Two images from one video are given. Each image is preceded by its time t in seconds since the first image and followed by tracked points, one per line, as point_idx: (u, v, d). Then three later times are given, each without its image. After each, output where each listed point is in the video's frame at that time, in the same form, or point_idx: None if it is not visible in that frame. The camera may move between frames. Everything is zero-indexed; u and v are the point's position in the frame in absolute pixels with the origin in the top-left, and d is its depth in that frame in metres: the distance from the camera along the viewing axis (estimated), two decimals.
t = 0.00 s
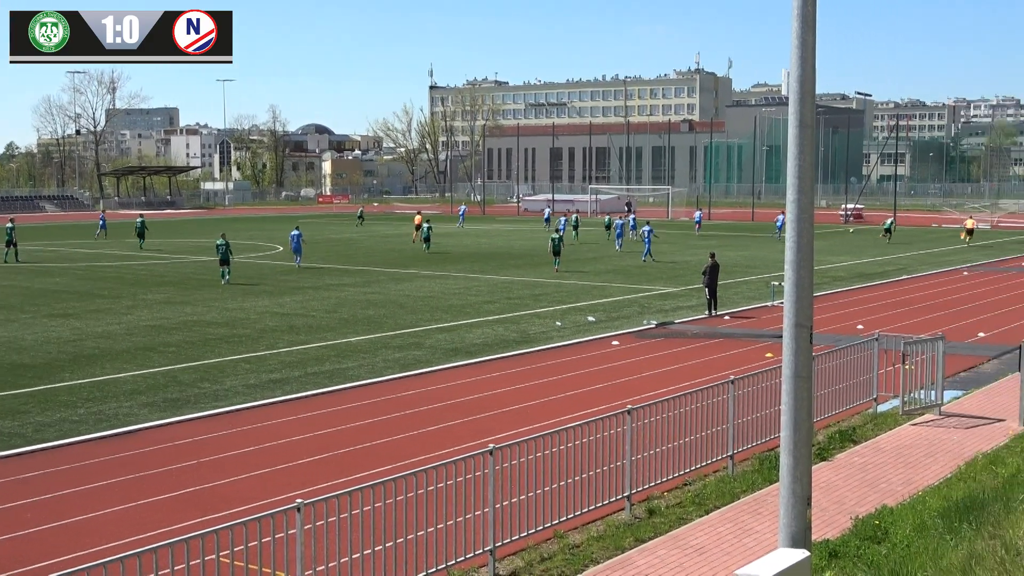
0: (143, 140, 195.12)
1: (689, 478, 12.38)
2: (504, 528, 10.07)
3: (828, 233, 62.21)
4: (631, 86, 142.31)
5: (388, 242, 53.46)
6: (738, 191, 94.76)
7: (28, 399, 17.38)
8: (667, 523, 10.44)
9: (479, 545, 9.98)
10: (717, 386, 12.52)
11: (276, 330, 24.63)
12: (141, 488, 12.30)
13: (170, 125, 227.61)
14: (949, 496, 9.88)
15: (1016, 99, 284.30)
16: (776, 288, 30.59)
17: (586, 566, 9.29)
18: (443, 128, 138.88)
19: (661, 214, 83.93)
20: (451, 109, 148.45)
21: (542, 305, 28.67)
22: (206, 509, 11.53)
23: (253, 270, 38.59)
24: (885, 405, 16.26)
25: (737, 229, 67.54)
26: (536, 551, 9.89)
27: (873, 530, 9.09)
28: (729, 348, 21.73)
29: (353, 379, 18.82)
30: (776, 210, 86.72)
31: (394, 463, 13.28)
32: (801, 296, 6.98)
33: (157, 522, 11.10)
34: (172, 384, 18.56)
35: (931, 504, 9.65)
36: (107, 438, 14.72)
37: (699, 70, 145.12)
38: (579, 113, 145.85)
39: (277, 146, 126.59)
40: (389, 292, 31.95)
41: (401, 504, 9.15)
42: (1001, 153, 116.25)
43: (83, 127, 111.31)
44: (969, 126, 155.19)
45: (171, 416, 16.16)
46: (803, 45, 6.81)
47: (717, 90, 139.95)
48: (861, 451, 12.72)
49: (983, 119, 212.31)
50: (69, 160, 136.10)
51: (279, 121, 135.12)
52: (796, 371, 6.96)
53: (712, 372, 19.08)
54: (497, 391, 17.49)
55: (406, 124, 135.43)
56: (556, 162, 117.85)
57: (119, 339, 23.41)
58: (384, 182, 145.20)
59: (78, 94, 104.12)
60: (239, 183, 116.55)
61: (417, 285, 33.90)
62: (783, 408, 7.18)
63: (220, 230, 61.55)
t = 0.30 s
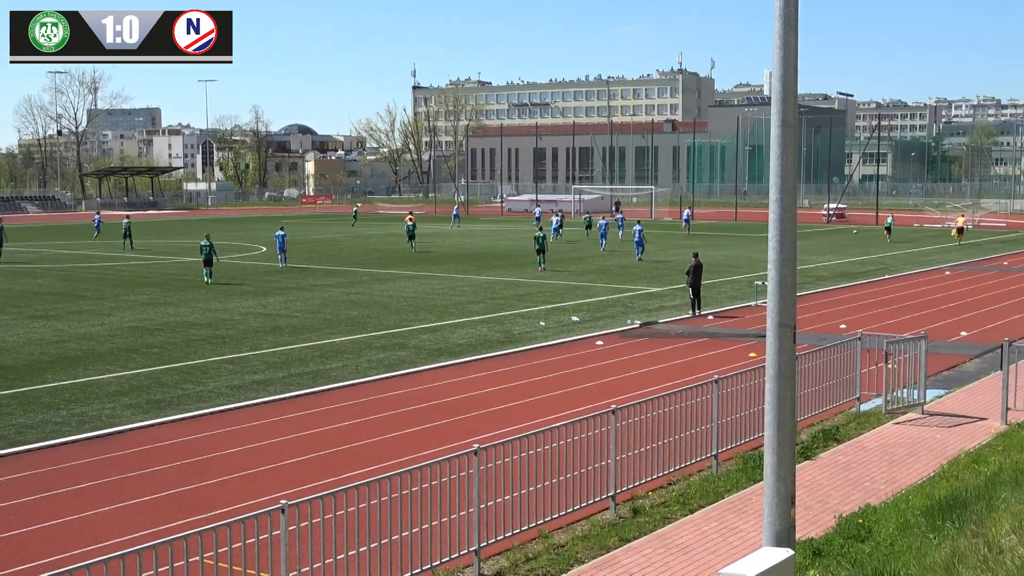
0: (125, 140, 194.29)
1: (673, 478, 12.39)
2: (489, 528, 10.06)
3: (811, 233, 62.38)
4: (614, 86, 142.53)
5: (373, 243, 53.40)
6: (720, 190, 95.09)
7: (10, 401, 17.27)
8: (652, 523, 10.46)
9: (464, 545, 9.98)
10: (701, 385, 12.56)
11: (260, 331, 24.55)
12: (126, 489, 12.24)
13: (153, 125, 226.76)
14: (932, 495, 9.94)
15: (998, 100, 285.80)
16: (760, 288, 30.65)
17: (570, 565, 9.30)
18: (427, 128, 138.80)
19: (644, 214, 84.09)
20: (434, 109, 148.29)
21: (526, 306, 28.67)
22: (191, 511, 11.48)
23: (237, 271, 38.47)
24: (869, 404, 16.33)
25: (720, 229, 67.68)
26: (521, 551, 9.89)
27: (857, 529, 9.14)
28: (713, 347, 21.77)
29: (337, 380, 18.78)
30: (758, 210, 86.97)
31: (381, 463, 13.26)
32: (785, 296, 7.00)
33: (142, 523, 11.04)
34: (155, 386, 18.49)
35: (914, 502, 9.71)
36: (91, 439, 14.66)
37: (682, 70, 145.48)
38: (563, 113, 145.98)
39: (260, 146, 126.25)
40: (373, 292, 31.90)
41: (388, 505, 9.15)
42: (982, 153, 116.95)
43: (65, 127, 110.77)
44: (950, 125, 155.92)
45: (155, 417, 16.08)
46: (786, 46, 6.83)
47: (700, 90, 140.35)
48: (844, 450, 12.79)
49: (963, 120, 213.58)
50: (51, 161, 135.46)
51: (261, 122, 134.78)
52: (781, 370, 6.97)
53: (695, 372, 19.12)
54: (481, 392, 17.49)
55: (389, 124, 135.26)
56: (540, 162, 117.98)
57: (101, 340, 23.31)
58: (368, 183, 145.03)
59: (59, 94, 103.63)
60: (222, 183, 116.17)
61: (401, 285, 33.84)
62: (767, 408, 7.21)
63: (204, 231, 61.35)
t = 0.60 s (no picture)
0: (126, 140, 194.43)
1: (673, 478, 12.37)
2: (489, 528, 10.04)
3: (811, 232, 62.35)
4: (614, 86, 142.61)
5: (373, 242, 53.45)
6: (721, 190, 95.12)
7: (10, 401, 17.26)
8: (653, 523, 10.46)
9: (464, 546, 9.97)
10: (701, 385, 12.56)
11: (260, 331, 24.55)
12: (126, 490, 12.25)
13: (153, 125, 226.72)
14: (933, 495, 9.94)
15: (999, 100, 285.61)
16: (760, 287, 30.61)
17: (571, 566, 9.30)
18: (426, 128, 138.89)
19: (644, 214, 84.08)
20: (434, 109, 148.25)
21: (526, 306, 28.68)
22: (191, 510, 11.47)
23: (238, 271, 38.49)
24: (869, 404, 16.33)
25: (720, 228, 67.70)
26: (522, 551, 9.89)
27: (858, 528, 9.16)
28: (714, 347, 21.80)
29: (337, 379, 18.78)
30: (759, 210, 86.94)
31: (382, 464, 13.28)
32: (785, 296, 7.00)
33: (143, 523, 11.04)
34: (155, 386, 18.48)
35: (915, 502, 9.71)
36: (91, 439, 14.66)
37: (682, 70, 145.52)
38: (563, 113, 146.07)
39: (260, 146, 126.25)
40: (374, 292, 31.90)
41: (389, 505, 9.16)
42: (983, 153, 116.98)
43: (65, 128, 110.80)
44: (950, 125, 155.82)
45: (155, 417, 16.08)
46: (786, 46, 6.83)
47: (700, 90, 140.42)
48: (844, 450, 12.80)
49: (962, 119, 213.76)
50: (51, 161, 135.44)
51: (261, 122, 134.80)
52: (781, 371, 6.98)
53: (697, 372, 19.14)
54: (482, 391, 17.49)
55: (389, 125, 135.21)
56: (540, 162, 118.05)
57: (102, 340, 23.31)
58: (368, 183, 145.10)
59: (60, 94, 103.70)
60: (222, 183, 116.16)
61: (401, 286, 33.83)
62: (767, 409, 7.21)
63: (205, 231, 61.36)
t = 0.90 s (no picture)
0: (120, 140, 194.23)
1: (667, 478, 12.37)
2: (483, 529, 10.02)
3: (805, 232, 62.37)
4: (610, 86, 142.66)
5: (367, 243, 53.45)
6: (716, 191, 95.24)
7: (5, 402, 17.22)
8: (648, 523, 10.45)
9: (458, 546, 9.96)
10: (695, 386, 12.55)
11: (254, 331, 24.52)
12: (120, 490, 12.21)
13: (148, 125, 226.60)
14: (927, 494, 9.95)
15: (993, 99, 286.12)
16: (755, 288, 30.62)
17: (565, 566, 9.28)
18: (422, 128, 138.83)
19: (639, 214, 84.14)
20: (430, 109, 148.33)
21: (520, 305, 28.68)
22: (186, 511, 11.45)
23: (232, 271, 38.44)
24: (863, 404, 16.36)
25: (715, 228, 67.75)
26: (516, 551, 9.88)
27: (851, 529, 9.16)
28: (709, 347, 21.83)
29: (332, 380, 18.76)
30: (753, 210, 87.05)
31: (377, 464, 13.27)
32: (779, 295, 6.99)
33: (137, 524, 11.02)
34: (150, 386, 18.44)
35: (908, 502, 9.71)
36: (85, 440, 14.62)
37: (677, 70, 145.55)
38: (558, 114, 146.12)
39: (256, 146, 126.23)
40: (368, 293, 31.87)
41: (383, 505, 9.15)
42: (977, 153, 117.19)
43: (60, 127, 110.76)
44: (944, 125, 156.20)
45: (149, 418, 16.03)
46: (781, 46, 6.82)
47: (695, 90, 140.46)
48: (839, 450, 12.81)
49: (956, 120, 214.16)
50: (46, 161, 135.24)
51: (256, 122, 134.66)
52: (775, 370, 6.99)
53: (691, 372, 19.16)
54: (477, 391, 17.49)
55: (384, 125, 135.21)
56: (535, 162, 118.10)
57: (97, 341, 23.27)
58: (363, 183, 145.02)
59: (54, 94, 103.62)
60: (218, 184, 115.92)
61: (397, 286, 33.80)
62: (762, 409, 7.21)
63: (199, 232, 61.28)
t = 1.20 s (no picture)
0: (107, 141, 193.65)
1: (657, 477, 12.39)
2: (474, 529, 10.01)
3: (793, 232, 62.55)
4: (597, 86, 142.76)
5: (356, 244, 53.41)
6: (704, 190, 95.49)
7: None
8: (637, 522, 10.47)
9: (449, 546, 9.94)
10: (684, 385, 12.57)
11: (243, 332, 24.42)
12: (109, 492, 12.16)
13: (136, 126, 225.84)
14: (916, 493, 9.96)
15: (978, 99, 287.41)
16: (743, 287, 30.69)
17: (555, 565, 9.29)
18: (410, 129, 138.67)
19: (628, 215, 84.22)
20: (417, 110, 148.10)
21: (510, 306, 28.67)
22: (176, 513, 11.40)
23: (221, 272, 38.34)
24: (852, 402, 16.40)
25: (703, 228, 67.89)
26: (507, 551, 9.88)
27: (841, 527, 9.19)
28: (698, 347, 21.87)
29: (321, 381, 18.70)
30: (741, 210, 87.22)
31: (367, 465, 13.25)
32: (768, 294, 7.00)
33: (126, 526, 10.96)
34: (139, 388, 18.36)
35: (898, 501, 9.73)
36: (74, 442, 14.55)
37: (665, 70, 145.74)
38: (546, 114, 146.33)
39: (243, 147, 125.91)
40: (358, 293, 31.82)
41: (375, 505, 9.14)
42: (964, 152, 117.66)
43: (47, 129, 110.29)
44: (931, 124, 156.77)
45: (138, 419, 15.96)
46: (768, 45, 6.84)
47: (683, 90, 140.61)
48: (828, 448, 12.83)
49: (943, 119, 214.87)
50: (33, 163, 134.65)
51: (244, 123, 134.25)
52: (764, 370, 7.00)
53: (681, 371, 19.19)
54: (467, 392, 17.48)
55: (373, 125, 135.04)
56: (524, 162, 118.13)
57: (85, 343, 23.15)
58: (351, 183, 144.80)
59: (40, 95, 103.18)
60: (206, 185, 115.57)
61: (386, 286, 33.75)
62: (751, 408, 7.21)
63: (188, 233, 61.12)
